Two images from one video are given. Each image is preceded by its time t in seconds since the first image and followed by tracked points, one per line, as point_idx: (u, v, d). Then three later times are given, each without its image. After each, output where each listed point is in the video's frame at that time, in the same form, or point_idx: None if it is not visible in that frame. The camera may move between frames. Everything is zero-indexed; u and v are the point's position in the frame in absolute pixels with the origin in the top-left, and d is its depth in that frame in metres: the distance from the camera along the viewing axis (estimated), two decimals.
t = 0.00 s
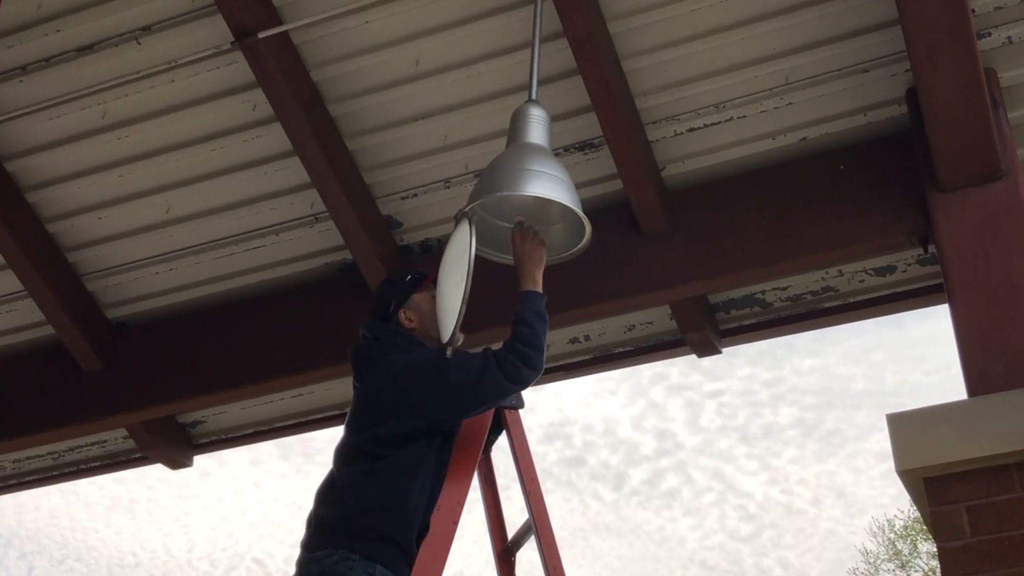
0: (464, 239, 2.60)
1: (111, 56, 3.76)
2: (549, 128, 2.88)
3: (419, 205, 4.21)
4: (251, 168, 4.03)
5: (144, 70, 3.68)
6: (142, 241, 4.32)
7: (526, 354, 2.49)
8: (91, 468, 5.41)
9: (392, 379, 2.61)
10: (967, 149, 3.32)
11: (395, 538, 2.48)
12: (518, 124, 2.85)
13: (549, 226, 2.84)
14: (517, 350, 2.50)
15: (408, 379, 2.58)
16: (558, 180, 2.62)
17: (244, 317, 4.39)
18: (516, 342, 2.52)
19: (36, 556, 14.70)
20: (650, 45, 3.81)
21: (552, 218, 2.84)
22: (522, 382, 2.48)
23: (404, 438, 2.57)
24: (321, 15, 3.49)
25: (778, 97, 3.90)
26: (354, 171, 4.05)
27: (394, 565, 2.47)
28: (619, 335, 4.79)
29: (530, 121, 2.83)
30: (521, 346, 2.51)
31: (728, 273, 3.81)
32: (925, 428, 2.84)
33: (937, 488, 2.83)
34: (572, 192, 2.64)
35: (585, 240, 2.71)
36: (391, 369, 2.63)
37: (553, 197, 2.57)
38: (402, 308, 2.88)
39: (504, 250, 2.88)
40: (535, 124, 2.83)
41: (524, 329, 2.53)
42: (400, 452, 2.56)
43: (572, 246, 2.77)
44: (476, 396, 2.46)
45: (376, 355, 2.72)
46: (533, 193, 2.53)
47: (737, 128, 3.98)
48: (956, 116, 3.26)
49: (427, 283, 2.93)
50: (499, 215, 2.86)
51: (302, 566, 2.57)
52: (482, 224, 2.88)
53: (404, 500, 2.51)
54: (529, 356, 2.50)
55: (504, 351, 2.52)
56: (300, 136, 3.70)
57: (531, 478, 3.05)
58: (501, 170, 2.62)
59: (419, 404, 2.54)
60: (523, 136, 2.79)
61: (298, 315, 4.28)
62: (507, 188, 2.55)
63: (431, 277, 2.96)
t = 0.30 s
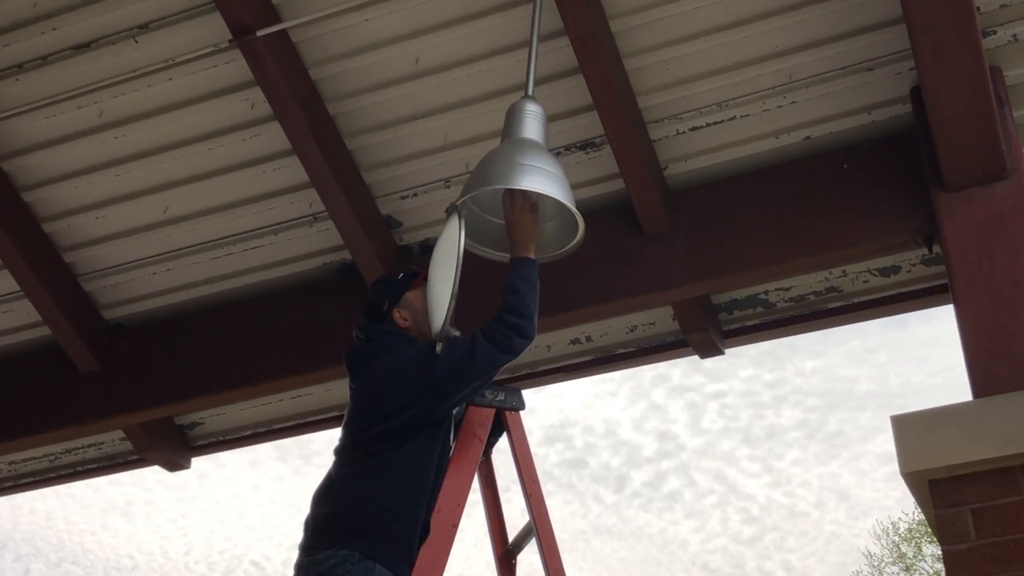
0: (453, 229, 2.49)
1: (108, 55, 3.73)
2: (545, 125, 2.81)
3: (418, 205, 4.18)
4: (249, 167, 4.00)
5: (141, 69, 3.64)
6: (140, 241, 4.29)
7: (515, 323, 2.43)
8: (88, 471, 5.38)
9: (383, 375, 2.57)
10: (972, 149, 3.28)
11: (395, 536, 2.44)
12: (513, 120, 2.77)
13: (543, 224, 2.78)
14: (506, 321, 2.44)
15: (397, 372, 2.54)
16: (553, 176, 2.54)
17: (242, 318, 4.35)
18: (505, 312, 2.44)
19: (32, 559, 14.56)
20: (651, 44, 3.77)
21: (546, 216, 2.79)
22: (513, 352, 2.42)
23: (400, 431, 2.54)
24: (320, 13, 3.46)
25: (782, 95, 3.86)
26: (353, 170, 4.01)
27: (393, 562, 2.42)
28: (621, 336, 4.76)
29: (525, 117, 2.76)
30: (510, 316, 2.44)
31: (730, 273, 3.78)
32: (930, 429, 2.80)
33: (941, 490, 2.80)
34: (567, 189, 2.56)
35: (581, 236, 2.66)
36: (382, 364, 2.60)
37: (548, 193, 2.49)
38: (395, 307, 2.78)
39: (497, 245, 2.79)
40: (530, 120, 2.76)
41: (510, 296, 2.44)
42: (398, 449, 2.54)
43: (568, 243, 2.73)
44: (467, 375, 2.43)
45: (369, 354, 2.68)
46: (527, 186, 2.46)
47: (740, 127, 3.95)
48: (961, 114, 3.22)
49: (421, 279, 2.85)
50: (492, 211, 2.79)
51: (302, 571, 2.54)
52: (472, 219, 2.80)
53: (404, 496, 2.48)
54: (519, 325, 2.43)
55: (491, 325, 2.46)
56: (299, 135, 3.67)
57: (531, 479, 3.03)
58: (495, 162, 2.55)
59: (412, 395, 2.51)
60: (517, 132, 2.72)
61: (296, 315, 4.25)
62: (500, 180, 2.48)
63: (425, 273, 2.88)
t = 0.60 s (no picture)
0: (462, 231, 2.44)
1: (105, 53, 3.70)
2: (546, 123, 2.77)
3: (419, 204, 4.15)
4: (247, 166, 3.96)
5: (138, 67, 3.61)
6: (137, 241, 4.26)
7: (515, 318, 2.40)
8: (84, 473, 5.35)
9: (380, 373, 2.53)
10: (977, 148, 3.25)
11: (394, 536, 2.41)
12: (514, 118, 2.74)
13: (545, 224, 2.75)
14: (507, 316, 2.41)
15: (395, 369, 2.51)
16: (555, 174, 2.51)
17: (240, 319, 4.32)
18: (506, 307, 2.41)
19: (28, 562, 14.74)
20: (653, 41, 3.74)
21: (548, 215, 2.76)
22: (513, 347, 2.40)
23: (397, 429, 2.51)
24: (319, 10, 3.42)
25: (785, 94, 3.82)
26: (352, 169, 3.98)
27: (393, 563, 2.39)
28: (623, 337, 4.72)
29: (527, 115, 2.73)
30: (511, 311, 2.41)
31: (732, 273, 3.74)
32: (935, 430, 2.77)
33: (946, 492, 2.76)
34: (569, 187, 2.52)
35: (583, 236, 2.62)
36: (379, 363, 2.56)
37: (550, 191, 2.46)
38: (392, 307, 2.75)
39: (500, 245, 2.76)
40: (532, 118, 2.72)
41: (511, 291, 2.41)
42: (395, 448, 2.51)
43: (571, 242, 2.69)
44: (466, 370, 2.39)
45: (366, 353, 2.64)
46: (529, 184, 2.42)
47: (743, 125, 3.91)
48: (966, 113, 3.19)
49: (418, 280, 2.81)
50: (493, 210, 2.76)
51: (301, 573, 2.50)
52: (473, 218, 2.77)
53: (403, 496, 2.45)
54: (520, 321, 2.41)
55: (491, 321, 2.43)
56: (298, 134, 3.64)
57: (532, 482, 3.00)
58: (496, 160, 2.52)
59: (410, 393, 2.48)
60: (519, 130, 2.69)
61: (294, 316, 4.21)
62: (501, 178, 2.45)
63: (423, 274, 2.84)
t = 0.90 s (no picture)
0: (461, 232, 2.40)
1: (101, 51, 3.67)
2: (548, 121, 2.73)
3: (419, 204, 4.11)
4: (245, 166, 3.93)
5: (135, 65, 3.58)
6: (134, 241, 4.23)
7: (514, 316, 2.36)
8: (81, 475, 5.32)
9: (377, 373, 2.50)
10: (983, 147, 3.21)
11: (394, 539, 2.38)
12: (516, 116, 2.70)
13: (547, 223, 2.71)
14: (507, 314, 2.37)
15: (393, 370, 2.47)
16: (557, 173, 2.47)
17: (238, 320, 4.29)
18: (506, 305, 2.38)
19: (25, 564, 14.91)
20: (655, 40, 3.70)
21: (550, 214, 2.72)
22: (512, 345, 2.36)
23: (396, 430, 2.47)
24: (318, 8, 3.39)
25: (788, 93, 3.79)
26: (352, 168, 3.95)
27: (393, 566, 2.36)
28: (625, 338, 4.69)
29: (528, 113, 2.69)
30: (511, 309, 2.37)
31: (735, 273, 3.71)
32: (940, 432, 2.73)
33: (951, 494, 2.73)
34: (571, 185, 2.49)
35: (585, 235, 2.58)
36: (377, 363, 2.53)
37: (552, 191, 2.42)
38: (391, 307, 2.71)
39: (501, 244, 2.73)
40: (533, 117, 2.69)
41: (511, 287, 2.37)
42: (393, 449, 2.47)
43: (573, 241, 2.65)
44: (465, 369, 2.36)
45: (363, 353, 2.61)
46: (530, 184, 2.39)
47: (746, 124, 3.88)
48: (972, 112, 3.15)
49: (416, 279, 2.78)
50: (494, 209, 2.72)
51: None
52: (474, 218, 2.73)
53: (402, 497, 2.41)
54: (520, 320, 2.37)
55: (490, 319, 2.40)
56: (297, 133, 3.61)
57: (533, 485, 2.96)
58: (496, 159, 2.48)
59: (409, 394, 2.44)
60: (520, 129, 2.65)
61: (293, 316, 4.18)
62: (501, 177, 2.41)
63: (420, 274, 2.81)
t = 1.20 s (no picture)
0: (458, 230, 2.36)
1: (98, 49, 3.64)
2: (548, 119, 2.70)
3: (419, 203, 4.08)
4: (244, 165, 3.90)
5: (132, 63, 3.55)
6: (132, 241, 4.19)
7: (512, 312, 2.33)
8: (79, 477, 5.29)
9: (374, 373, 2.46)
10: (989, 146, 3.17)
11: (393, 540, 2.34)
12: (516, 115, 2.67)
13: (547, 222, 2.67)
14: (504, 310, 2.34)
15: (391, 369, 2.44)
16: (557, 171, 2.44)
17: (236, 321, 4.26)
18: (502, 301, 2.34)
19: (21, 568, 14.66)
20: (657, 38, 3.67)
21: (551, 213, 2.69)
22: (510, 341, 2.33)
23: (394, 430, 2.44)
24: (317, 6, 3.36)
25: (792, 91, 3.75)
26: (351, 167, 3.92)
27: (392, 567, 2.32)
28: (627, 339, 4.65)
29: (528, 111, 2.65)
30: (508, 305, 2.34)
31: (737, 273, 3.67)
32: (945, 433, 2.69)
33: (956, 496, 2.69)
34: (572, 184, 2.45)
35: (586, 235, 2.55)
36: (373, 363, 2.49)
37: (553, 189, 2.39)
38: (388, 307, 2.69)
39: (500, 244, 2.70)
40: (534, 115, 2.65)
41: (509, 283, 2.33)
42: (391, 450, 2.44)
43: (573, 240, 2.62)
44: (462, 366, 2.33)
45: (359, 354, 2.57)
46: (530, 182, 2.35)
47: (749, 123, 3.84)
48: (977, 111, 3.11)
49: (412, 280, 2.76)
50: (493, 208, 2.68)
51: None
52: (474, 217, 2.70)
53: (400, 498, 2.38)
54: (517, 317, 2.34)
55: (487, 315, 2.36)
56: (295, 132, 3.57)
57: (535, 487, 2.93)
58: (497, 157, 2.45)
59: (406, 393, 2.41)
60: (521, 127, 2.61)
61: (291, 317, 4.15)
62: (501, 175, 2.37)
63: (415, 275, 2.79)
